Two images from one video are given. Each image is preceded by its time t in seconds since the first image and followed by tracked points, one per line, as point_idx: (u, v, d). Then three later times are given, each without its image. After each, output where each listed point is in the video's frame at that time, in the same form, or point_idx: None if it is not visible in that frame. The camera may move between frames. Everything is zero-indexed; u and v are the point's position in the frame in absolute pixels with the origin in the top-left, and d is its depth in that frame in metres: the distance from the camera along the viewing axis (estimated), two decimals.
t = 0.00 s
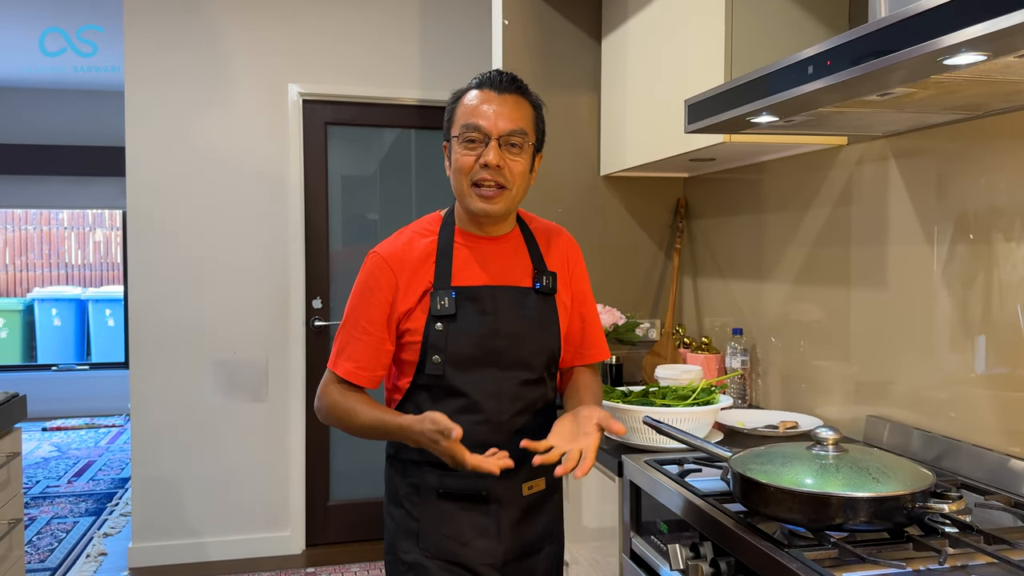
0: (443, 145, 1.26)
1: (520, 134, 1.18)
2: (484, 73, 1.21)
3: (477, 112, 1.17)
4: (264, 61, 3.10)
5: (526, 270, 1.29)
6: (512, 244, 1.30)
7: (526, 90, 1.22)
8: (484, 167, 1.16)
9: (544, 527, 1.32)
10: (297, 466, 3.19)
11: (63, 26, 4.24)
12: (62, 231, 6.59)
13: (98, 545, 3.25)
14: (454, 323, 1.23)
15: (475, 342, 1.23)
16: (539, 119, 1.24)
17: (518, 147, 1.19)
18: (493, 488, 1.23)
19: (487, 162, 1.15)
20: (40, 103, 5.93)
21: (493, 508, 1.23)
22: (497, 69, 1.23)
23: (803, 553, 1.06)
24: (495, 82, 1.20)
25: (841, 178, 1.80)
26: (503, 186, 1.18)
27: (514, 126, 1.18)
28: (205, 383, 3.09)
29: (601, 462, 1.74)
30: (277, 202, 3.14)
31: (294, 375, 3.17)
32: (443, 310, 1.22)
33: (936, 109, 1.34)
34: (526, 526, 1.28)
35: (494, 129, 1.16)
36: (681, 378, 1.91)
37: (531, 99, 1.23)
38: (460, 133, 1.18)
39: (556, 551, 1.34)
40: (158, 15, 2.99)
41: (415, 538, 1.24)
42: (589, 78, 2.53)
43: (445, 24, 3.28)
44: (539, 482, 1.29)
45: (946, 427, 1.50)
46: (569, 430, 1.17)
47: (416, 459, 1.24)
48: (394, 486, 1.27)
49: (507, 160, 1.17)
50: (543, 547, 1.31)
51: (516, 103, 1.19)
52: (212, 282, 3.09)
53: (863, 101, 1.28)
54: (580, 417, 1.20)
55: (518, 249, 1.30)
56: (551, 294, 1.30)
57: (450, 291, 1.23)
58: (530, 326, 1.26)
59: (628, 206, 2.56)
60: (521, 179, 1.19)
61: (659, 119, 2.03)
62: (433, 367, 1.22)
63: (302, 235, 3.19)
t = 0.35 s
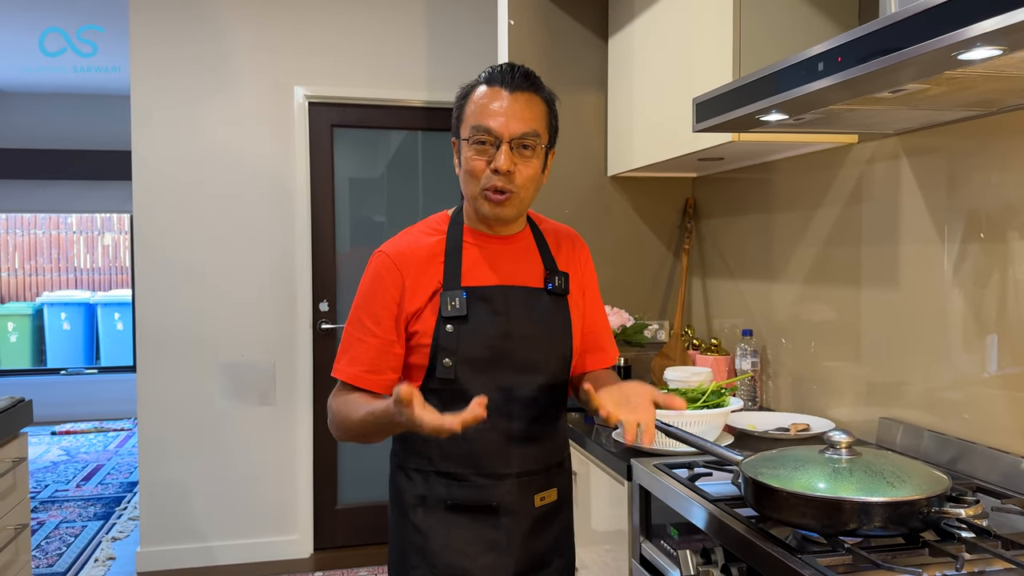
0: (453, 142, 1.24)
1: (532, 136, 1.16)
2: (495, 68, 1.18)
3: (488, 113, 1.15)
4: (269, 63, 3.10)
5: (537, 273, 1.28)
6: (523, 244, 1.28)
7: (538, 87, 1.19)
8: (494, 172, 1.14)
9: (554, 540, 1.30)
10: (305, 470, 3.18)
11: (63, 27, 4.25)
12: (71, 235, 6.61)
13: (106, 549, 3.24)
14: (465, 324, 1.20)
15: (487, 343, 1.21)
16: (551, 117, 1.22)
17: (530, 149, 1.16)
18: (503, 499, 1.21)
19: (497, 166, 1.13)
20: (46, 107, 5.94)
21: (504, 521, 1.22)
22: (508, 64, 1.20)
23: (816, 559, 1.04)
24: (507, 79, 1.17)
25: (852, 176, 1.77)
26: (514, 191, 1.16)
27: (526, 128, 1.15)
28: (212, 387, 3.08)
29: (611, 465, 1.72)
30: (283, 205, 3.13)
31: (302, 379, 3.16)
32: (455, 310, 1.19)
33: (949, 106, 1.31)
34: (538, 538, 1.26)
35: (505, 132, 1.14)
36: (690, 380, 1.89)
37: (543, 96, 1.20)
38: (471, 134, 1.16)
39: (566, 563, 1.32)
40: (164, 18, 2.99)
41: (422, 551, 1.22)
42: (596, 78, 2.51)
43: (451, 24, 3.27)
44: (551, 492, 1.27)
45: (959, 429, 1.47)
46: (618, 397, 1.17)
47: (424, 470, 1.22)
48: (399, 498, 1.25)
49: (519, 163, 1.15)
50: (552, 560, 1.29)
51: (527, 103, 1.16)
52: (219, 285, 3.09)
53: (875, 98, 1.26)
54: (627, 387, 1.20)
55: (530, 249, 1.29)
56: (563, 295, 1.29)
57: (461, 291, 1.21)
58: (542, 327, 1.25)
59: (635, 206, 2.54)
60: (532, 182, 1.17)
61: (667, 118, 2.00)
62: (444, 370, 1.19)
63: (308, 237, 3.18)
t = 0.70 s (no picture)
0: (450, 136, 1.20)
1: (542, 138, 1.15)
2: (505, 63, 1.16)
3: (502, 112, 1.12)
4: (273, 67, 3.10)
5: (536, 279, 1.28)
6: (520, 252, 1.28)
7: (545, 86, 1.18)
8: (507, 175, 1.12)
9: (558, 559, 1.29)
10: (310, 475, 3.17)
11: (67, 30, 4.26)
12: (77, 240, 6.62)
13: (112, 555, 3.24)
14: (458, 337, 1.19)
15: (483, 355, 1.20)
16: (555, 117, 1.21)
17: (541, 153, 1.16)
18: (496, 525, 1.20)
19: (512, 170, 1.11)
20: (51, 111, 5.95)
21: (498, 549, 1.20)
22: (515, 59, 1.18)
23: (822, 569, 1.03)
24: (519, 77, 1.15)
25: (858, 180, 1.76)
26: (523, 196, 1.15)
27: (537, 129, 1.14)
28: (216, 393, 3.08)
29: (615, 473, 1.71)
30: (287, 210, 3.12)
31: (306, 384, 3.16)
32: (447, 323, 1.18)
33: (954, 109, 1.30)
34: (541, 559, 1.25)
35: (518, 133, 1.13)
36: (696, 386, 1.88)
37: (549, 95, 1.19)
38: (481, 133, 1.13)
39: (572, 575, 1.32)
40: (168, 23, 2.99)
41: None
42: (599, 81, 2.50)
43: (454, 27, 3.26)
44: (551, 517, 1.25)
45: (967, 434, 1.46)
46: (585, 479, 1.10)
47: (414, 493, 1.20)
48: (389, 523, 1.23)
49: (532, 167, 1.14)
50: None
51: (538, 103, 1.15)
52: (223, 291, 3.08)
53: (880, 102, 1.25)
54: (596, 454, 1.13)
55: (526, 254, 1.28)
56: (564, 302, 1.29)
57: (453, 302, 1.20)
58: (540, 335, 1.24)
59: (640, 210, 2.52)
60: (539, 186, 1.17)
61: (670, 122, 1.99)
62: (437, 387, 1.18)
63: (312, 242, 3.18)
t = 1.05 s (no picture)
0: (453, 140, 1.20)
1: (550, 139, 1.17)
2: (509, 67, 1.18)
3: (511, 112, 1.14)
4: (277, 74, 3.11)
5: (537, 282, 1.30)
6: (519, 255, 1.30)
7: (547, 92, 1.21)
8: (520, 171, 1.13)
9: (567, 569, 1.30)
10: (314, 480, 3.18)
11: (70, 32, 4.27)
12: (80, 245, 6.65)
13: (117, 561, 3.25)
14: (462, 340, 1.19)
15: (488, 359, 1.20)
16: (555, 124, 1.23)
17: (548, 153, 1.17)
18: (508, 539, 1.20)
19: (525, 166, 1.12)
20: (56, 117, 5.98)
21: (511, 563, 1.20)
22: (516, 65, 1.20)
23: None
24: (524, 80, 1.18)
25: (860, 186, 1.77)
26: (533, 194, 1.16)
27: (545, 130, 1.16)
28: (221, 399, 3.09)
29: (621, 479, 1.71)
30: (291, 216, 3.14)
31: (310, 389, 3.17)
32: (450, 326, 1.18)
33: (957, 118, 1.31)
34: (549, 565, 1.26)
35: (528, 132, 1.15)
36: (700, 392, 1.88)
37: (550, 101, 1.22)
38: (491, 132, 1.14)
39: None
40: (173, 31, 3.01)
41: None
42: (603, 87, 2.51)
43: (457, 33, 3.28)
44: (564, 525, 1.27)
45: (972, 440, 1.46)
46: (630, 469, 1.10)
47: (421, 512, 1.19)
48: (395, 545, 1.21)
49: (541, 165, 1.15)
50: None
51: (543, 106, 1.18)
52: (227, 297, 3.09)
53: (883, 111, 1.26)
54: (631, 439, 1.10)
55: (524, 258, 1.30)
56: (564, 304, 1.31)
57: (456, 305, 1.19)
58: (541, 338, 1.26)
59: (643, 216, 2.53)
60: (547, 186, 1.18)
61: (674, 129, 2.00)
62: (442, 393, 1.17)
63: (317, 248, 3.19)
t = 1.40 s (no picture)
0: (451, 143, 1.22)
1: (547, 137, 1.19)
2: (503, 68, 1.19)
3: (507, 113, 1.16)
4: (274, 73, 3.12)
5: (544, 275, 1.32)
6: (523, 250, 1.32)
7: (541, 90, 1.22)
8: (518, 172, 1.15)
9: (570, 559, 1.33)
10: (313, 477, 3.20)
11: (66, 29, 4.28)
12: (75, 243, 6.64)
13: (116, 557, 3.26)
14: (477, 333, 1.21)
15: (502, 351, 1.23)
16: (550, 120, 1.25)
17: (545, 151, 1.19)
18: (524, 524, 1.23)
19: (523, 167, 1.14)
20: (50, 115, 5.97)
21: (526, 547, 1.23)
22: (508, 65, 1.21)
23: (822, 566, 1.06)
24: (519, 80, 1.19)
25: (854, 184, 1.79)
26: (533, 193, 1.18)
27: (542, 129, 1.18)
28: (219, 396, 3.10)
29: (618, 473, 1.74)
30: (288, 214, 3.15)
31: (308, 386, 3.18)
32: (465, 320, 1.20)
33: (948, 116, 1.33)
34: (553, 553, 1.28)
35: (526, 132, 1.16)
36: (696, 388, 1.91)
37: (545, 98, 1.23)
38: (488, 135, 1.16)
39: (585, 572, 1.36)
40: (168, 29, 3.02)
41: None
42: (598, 86, 2.53)
43: (452, 31, 3.29)
44: (573, 509, 1.32)
45: (963, 433, 1.49)
46: (628, 450, 1.17)
47: (439, 501, 1.21)
48: (412, 535, 1.23)
49: (539, 165, 1.17)
50: None
51: (539, 105, 1.19)
52: (226, 295, 3.11)
53: (876, 110, 1.28)
54: (636, 430, 1.20)
55: (529, 253, 1.32)
56: (570, 297, 1.34)
57: (470, 299, 1.22)
58: (551, 329, 1.28)
59: (639, 214, 2.55)
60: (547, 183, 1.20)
61: (669, 128, 2.02)
62: (462, 385, 1.19)
63: (314, 246, 3.20)
